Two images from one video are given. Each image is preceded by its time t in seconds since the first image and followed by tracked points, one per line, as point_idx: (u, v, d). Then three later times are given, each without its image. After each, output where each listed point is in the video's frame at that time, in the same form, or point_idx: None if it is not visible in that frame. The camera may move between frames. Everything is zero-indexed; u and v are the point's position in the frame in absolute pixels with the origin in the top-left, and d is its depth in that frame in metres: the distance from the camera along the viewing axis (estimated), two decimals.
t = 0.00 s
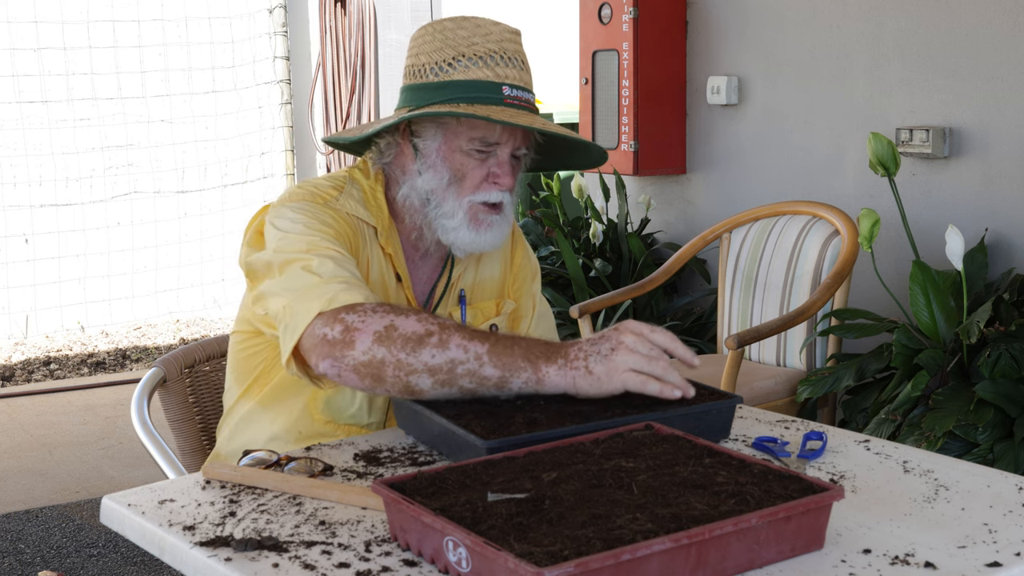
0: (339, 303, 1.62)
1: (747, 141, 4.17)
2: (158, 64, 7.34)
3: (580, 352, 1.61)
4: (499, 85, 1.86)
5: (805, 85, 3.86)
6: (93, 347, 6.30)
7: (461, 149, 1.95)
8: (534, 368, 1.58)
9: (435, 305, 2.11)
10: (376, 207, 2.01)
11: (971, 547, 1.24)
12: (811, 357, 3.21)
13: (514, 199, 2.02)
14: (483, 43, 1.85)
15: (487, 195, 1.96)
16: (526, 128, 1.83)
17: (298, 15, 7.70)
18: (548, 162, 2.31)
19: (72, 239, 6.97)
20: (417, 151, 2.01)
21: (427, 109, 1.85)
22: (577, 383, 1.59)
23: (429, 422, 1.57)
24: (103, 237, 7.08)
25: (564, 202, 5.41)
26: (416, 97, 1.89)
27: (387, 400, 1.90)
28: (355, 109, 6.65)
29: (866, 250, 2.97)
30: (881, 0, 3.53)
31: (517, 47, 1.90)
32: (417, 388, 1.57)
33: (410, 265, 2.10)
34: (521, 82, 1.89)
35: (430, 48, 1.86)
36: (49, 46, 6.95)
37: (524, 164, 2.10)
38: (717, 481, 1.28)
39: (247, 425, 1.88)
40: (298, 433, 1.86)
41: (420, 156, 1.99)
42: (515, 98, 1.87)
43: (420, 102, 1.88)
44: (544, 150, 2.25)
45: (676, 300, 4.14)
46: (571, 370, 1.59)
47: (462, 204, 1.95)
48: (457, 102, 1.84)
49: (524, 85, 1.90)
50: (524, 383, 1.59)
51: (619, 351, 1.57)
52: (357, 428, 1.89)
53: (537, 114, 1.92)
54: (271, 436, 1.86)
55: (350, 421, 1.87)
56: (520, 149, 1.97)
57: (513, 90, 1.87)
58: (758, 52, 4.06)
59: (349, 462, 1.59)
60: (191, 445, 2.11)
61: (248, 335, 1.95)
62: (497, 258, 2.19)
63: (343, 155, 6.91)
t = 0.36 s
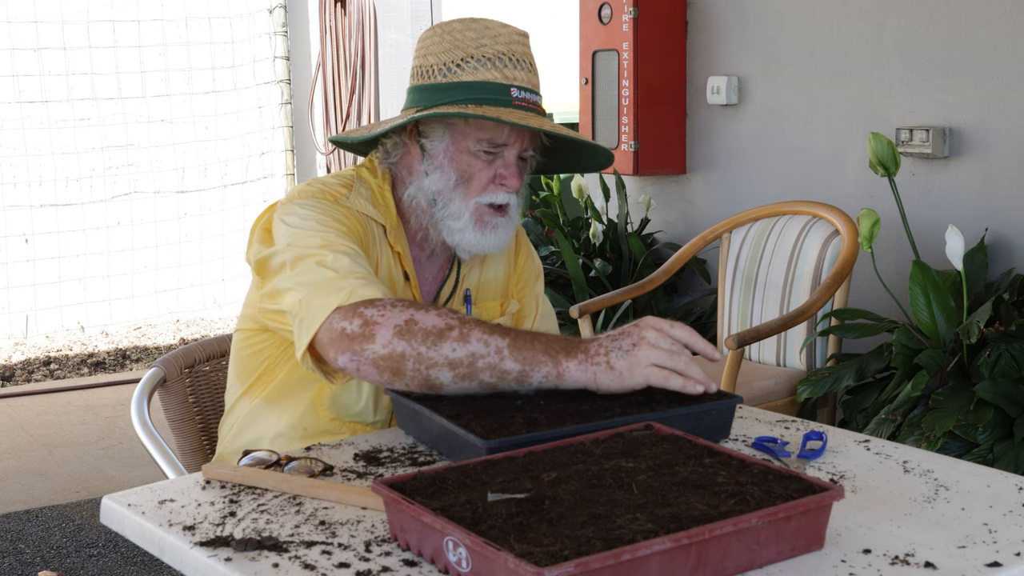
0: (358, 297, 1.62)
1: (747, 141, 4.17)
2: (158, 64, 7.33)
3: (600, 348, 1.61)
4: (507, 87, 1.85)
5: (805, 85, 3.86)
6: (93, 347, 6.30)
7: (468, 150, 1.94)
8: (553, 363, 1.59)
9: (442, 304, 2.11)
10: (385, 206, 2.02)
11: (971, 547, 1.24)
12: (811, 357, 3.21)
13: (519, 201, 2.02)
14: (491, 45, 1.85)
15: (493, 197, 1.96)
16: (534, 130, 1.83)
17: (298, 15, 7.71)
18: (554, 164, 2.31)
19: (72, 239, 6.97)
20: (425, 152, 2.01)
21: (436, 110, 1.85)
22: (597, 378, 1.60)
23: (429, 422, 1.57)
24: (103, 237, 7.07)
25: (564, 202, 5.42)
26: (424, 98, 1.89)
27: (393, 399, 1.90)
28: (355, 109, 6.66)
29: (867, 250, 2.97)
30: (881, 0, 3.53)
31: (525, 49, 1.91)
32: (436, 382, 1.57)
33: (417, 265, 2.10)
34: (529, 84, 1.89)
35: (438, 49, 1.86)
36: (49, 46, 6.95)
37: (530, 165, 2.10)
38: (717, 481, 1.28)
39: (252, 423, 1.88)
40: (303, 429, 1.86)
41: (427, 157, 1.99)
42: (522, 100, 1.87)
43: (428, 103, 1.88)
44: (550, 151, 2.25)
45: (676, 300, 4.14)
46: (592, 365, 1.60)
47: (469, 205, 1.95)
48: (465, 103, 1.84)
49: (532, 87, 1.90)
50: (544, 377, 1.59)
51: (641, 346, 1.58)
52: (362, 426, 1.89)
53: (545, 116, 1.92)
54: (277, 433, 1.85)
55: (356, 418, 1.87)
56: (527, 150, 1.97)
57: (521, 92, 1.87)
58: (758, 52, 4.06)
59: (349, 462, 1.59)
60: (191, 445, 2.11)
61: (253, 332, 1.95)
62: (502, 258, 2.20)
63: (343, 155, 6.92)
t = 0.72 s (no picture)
0: (378, 292, 1.62)
1: (747, 141, 4.17)
2: (158, 64, 7.34)
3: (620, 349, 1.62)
4: (510, 86, 1.85)
5: (805, 85, 3.86)
6: (93, 347, 6.30)
7: (470, 150, 1.95)
8: (575, 362, 1.58)
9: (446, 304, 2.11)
10: (390, 204, 2.01)
11: (971, 547, 1.24)
12: (810, 357, 3.21)
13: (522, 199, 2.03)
14: (493, 44, 1.85)
15: (496, 196, 1.96)
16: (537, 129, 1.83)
17: (298, 15, 7.71)
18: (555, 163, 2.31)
19: (72, 239, 6.97)
20: (427, 151, 2.00)
21: (438, 110, 1.85)
22: (617, 378, 1.59)
23: (429, 422, 1.57)
24: (103, 237, 7.07)
25: (564, 202, 5.42)
26: (426, 98, 1.89)
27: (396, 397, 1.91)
28: (355, 109, 6.66)
29: (866, 250, 2.97)
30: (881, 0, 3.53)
31: (528, 48, 1.90)
32: (456, 379, 1.57)
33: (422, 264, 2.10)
34: (532, 83, 1.89)
35: (440, 49, 1.86)
36: (49, 46, 6.95)
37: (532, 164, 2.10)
38: (717, 481, 1.28)
39: (256, 421, 1.88)
40: (307, 427, 1.86)
41: (429, 157, 1.99)
42: (525, 99, 1.87)
43: (430, 102, 1.88)
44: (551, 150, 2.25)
45: (676, 300, 4.14)
46: (613, 366, 1.60)
47: (471, 205, 1.95)
48: (468, 102, 1.84)
49: (535, 86, 1.90)
50: (565, 377, 1.58)
51: (663, 347, 1.60)
52: (366, 424, 1.89)
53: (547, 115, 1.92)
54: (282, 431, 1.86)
55: (360, 416, 1.88)
56: (529, 149, 1.97)
57: (524, 91, 1.87)
58: (758, 52, 4.06)
59: (349, 462, 1.59)
60: (191, 445, 2.11)
61: (257, 330, 1.94)
62: (505, 257, 2.20)
63: (343, 155, 6.92)
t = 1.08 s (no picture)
0: (370, 299, 1.61)
1: (747, 141, 4.17)
2: (158, 64, 7.33)
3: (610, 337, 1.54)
4: (511, 88, 1.86)
5: (805, 85, 3.86)
6: (93, 347, 6.30)
7: (471, 151, 1.94)
8: (565, 357, 1.54)
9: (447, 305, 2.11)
10: (391, 206, 2.01)
11: (971, 547, 1.24)
12: (811, 357, 3.21)
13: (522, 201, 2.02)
14: (495, 45, 1.86)
15: (497, 197, 1.96)
16: (538, 131, 1.84)
17: (298, 15, 7.71)
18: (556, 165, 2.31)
19: (72, 239, 6.97)
20: (427, 152, 2.00)
21: (439, 111, 1.85)
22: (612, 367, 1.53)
23: (429, 422, 1.57)
24: (103, 237, 7.07)
25: (564, 202, 5.43)
26: (427, 98, 1.89)
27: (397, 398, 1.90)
28: (355, 109, 6.66)
29: (866, 250, 2.97)
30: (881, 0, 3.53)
31: (529, 50, 1.91)
32: (449, 381, 1.58)
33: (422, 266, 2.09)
34: (533, 85, 1.90)
35: (442, 50, 1.87)
36: (49, 46, 6.95)
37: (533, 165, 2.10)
38: (717, 481, 1.28)
39: (257, 423, 1.88)
40: (308, 429, 1.86)
41: (430, 158, 1.99)
42: (526, 101, 1.88)
43: (432, 103, 1.88)
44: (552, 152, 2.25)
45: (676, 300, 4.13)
46: (605, 356, 1.53)
47: (471, 206, 1.95)
48: (469, 103, 1.84)
49: (535, 88, 1.90)
50: (557, 372, 1.55)
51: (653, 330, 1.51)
52: (367, 425, 1.89)
53: (548, 116, 1.92)
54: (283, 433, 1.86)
55: (361, 418, 1.87)
56: (530, 151, 1.97)
57: (525, 93, 1.87)
58: (758, 52, 4.06)
59: (349, 462, 1.59)
60: (192, 444, 2.11)
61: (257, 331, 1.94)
62: (506, 257, 2.20)
63: (343, 155, 6.93)
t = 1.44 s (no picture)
0: (344, 298, 1.61)
1: (747, 141, 4.17)
2: (158, 64, 7.32)
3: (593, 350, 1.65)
4: (503, 86, 1.86)
5: (805, 85, 3.86)
6: (93, 347, 6.30)
7: (463, 150, 1.95)
8: (540, 351, 1.59)
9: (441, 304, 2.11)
10: (384, 205, 2.02)
11: (971, 547, 1.24)
12: (811, 357, 3.21)
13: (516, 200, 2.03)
14: (486, 44, 1.85)
15: (489, 196, 1.97)
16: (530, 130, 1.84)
17: (298, 15, 7.71)
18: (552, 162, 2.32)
19: (71, 239, 6.97)
20: (421, 152, 2.01)
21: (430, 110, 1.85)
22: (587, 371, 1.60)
23: (428, 422, 1.57)
24: (103, 237, 7.07)
25: (564, 202, 5.43)
26: (418, 98, 1.89)
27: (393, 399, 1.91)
28: (355, 109, 6.66)
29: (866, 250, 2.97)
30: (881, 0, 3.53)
31: (521, 48, 1.90)
32: (422, 380, 1.57)
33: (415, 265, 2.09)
34: (525, 83, 1.90)
35: (433, 49, 1.86)
36: (49, 46, 6.94)
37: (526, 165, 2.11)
38: (717, 481, 1.28)
39: (253, 425, 1.88)
40: (304, 431, 1.86)
41: (423, 157, 2.00)
42: (518, 99, 1.88)
43: (424, 102, 1.88)
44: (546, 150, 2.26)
45: (676, 299, 4.13)
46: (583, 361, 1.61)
47: (465, 205, 1.95)
48: (460, 103, 1.84)
49: (528, 86, 1.90)
50: (530, 367, 1.58)
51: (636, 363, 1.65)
52: (363, 426, 1.89)
53: (540, 115, 1.92)
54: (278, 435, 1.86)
55: (357, 419, 1.87)
56: (522, 151, 1.98)
57: (517, 91, 1.87)
58: (758, 52, 4.06)
59: (349, 462, 1.59)
60: (191, 445, 2.11)
61: (252, 332, 1.94)
62: (503, 257, 2.20)
63: (343, 155, 6.93)
